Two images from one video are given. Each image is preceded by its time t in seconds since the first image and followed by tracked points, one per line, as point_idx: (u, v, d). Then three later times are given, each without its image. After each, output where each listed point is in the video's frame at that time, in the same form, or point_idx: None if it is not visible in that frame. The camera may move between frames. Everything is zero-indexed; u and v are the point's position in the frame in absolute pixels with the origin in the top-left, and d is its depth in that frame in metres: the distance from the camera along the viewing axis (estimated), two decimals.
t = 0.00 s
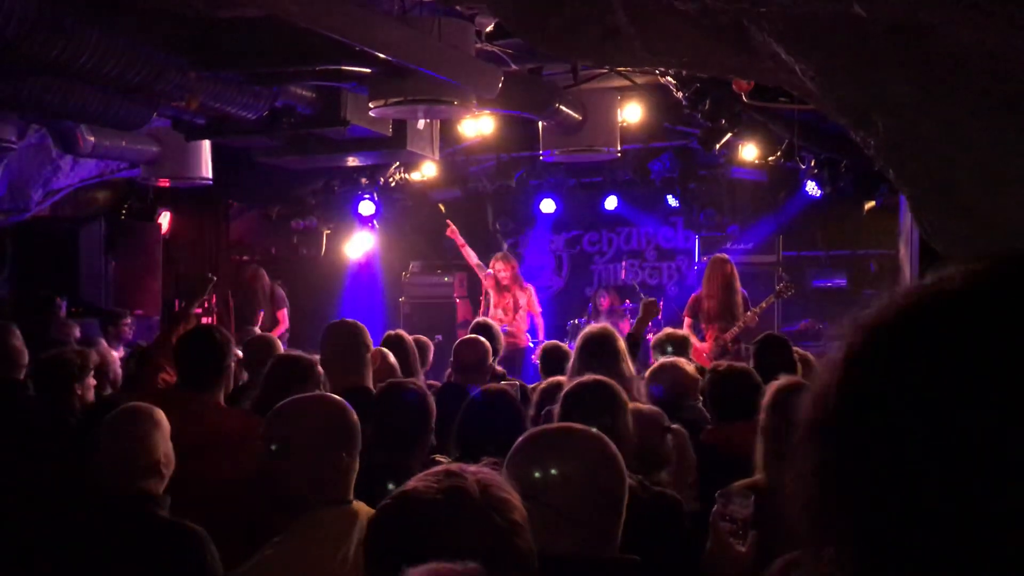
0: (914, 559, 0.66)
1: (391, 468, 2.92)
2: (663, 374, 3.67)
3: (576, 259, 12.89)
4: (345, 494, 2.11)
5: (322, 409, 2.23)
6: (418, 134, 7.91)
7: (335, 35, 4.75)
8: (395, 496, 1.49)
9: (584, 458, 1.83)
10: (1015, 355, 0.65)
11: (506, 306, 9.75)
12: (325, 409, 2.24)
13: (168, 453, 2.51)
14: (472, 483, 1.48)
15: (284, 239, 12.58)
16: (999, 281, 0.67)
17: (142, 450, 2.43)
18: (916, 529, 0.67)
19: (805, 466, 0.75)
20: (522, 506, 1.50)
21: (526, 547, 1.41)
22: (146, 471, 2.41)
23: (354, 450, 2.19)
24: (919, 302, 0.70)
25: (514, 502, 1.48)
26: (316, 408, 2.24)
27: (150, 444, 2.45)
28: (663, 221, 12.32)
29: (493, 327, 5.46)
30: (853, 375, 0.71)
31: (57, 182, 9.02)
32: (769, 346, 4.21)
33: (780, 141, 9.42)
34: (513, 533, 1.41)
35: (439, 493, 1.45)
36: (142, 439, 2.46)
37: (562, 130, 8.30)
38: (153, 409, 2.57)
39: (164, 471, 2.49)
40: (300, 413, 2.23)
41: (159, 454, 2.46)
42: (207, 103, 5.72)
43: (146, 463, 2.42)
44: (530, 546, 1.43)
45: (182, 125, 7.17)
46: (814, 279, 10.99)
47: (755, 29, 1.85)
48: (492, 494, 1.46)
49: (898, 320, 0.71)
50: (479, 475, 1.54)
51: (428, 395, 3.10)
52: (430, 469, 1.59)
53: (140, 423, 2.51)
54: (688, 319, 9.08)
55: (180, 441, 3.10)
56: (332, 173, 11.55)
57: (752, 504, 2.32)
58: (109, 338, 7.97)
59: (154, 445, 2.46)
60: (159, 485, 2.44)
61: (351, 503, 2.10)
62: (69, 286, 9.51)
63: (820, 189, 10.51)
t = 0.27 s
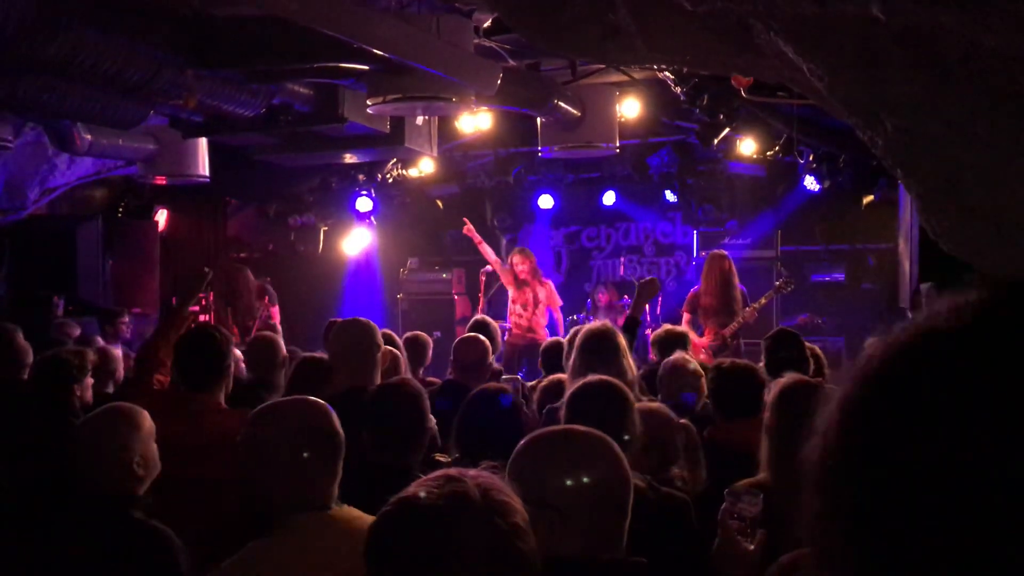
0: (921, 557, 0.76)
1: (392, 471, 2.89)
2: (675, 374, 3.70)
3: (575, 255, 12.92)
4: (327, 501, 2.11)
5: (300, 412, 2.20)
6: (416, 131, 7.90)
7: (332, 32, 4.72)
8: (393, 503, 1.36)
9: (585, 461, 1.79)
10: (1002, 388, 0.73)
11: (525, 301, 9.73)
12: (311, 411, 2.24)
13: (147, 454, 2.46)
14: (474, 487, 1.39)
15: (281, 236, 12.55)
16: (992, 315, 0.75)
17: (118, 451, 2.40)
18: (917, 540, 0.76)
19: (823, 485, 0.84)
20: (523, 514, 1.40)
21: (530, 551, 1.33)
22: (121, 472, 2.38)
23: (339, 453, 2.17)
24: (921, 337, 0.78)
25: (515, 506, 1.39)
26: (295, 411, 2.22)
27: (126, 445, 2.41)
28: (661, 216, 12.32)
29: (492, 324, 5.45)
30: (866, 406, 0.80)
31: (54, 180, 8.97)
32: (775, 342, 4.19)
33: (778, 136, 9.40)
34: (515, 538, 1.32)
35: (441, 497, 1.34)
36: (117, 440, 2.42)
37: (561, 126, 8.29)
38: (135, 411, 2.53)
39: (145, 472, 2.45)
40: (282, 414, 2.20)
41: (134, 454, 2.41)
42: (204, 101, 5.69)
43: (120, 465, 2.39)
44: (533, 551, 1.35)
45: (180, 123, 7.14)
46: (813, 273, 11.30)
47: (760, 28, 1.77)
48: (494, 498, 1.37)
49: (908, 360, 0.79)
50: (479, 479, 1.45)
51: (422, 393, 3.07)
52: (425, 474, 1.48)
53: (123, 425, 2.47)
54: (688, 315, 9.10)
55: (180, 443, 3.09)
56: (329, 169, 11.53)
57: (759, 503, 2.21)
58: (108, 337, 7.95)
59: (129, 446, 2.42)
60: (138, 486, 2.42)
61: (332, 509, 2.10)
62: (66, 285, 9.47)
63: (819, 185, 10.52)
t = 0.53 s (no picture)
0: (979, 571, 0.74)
1: (389, 468, 2.89)
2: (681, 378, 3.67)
3: (573, 251, 12.93)
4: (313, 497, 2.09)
5: (287, 411, 2.20)
6: (414, 127, 7.90)
7: (330, 30, 4.72)
8: (384, 503, 1.36)
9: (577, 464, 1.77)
10: (1012, 387, 0.72)
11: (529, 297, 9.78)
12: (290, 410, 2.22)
13: (134, 453, 2.51)
14: (464, 485, 1.38)
15: (279, 232, 12.55)
16: None
17: (107, 448, 2.44)
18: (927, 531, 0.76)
19: (850, 488, 0.86)
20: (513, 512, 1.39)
21: (521, 549, 1.32)
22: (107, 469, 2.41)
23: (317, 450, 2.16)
24: (962, 338, 0.77)
25: (505, 504, 1.38)
26: (278, 408, 2.22)
27: (115, 443, 2.46)
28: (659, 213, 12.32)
29: (489, 322, 5.45)
30: (883, 401, 0.82)
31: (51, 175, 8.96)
32: (780, 340, 4.21)
33: (776, 133, 9.41)
34: (507, 535, 1.31)
35: (433, 497, 1.34)
36: (108, 439, 2.46)
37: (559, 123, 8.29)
38: (123, 412, 2.57)
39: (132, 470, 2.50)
40: (269, 411, 2.21)
41: (122, 453, 2.46)
42: (201, 98, 5.68)
43: (106, 462, 2.42)
44: (524, 548, 1.34)
45: (177, 119, 7.13)
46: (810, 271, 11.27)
47: (758, 28, 1.72)
48: (484, 496, 1.36)
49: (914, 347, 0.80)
50: (471, 478, 1.44)
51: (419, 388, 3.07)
52: (416, 474, 1.48)
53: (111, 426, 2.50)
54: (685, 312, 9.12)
55: (179, 441, 3.09)
56: (326, 165, 11.54)
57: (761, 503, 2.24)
58: (106, 332, 7.94)
59: (117, 445, 2.47)
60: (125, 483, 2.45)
61: (317, 505, 2.09)
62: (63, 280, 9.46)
63: (817, 182, 10.51)
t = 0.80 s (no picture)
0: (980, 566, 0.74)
1: (391, 466, 2.89)
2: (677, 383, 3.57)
3: (576, 249, 12.91)
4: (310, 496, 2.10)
5: (288, 412, 2.20)
6: (416, 126, 7.91)
7: (333, 28, 4.73)
8: (385, 502, 1.32)
9: (575, 468, 1.76)
10: (1012, 388, 0.73)
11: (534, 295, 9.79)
12: (289, 409, 2.23)
13: (147, 454, 2.47)
14: (463, 484, 1.36)
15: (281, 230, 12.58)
16: None
17: (116, 450, 2.40)
18: (945, 539, 0.77)
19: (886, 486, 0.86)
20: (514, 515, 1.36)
21: (519, 547, 1.29)
22: (119, 471, 2.38)
23: (313, 450, 2.17)
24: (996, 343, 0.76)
25: (504, 503, 1.36)
26: (277, 407, 2.21)
27: (123, 445, 2.41)
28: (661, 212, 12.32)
29: (492, 321, 5.45)
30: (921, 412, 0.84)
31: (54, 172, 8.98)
32: (784, 339, 4.21)
33: (778, 132, 9.41)
34: (506, 533, 1.29)
35: (433, 495, 1.31)
36: (115, 440, 2.42)
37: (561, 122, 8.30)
38: (133, 411, 2.52)
39: (146, 470, 2.46)
40: (269, 408, 2.20)
41: (133, 454, 2.42)
42: (204, 95, 5.69)
43: (117, 463, 2.39)
44: (522, 547, 1.32)
45: (180, 116, 7.14)
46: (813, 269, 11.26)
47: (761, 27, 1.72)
48: (483, 494, 1.34)
49: (947, 363, 0.82)
50: (470, 477, 1.42)
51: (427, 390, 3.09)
52: (415, 472, 1.45)
53: (118, 424, 2.46)
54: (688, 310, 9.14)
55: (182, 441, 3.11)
56: (329, 163, 11.58)
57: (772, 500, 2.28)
58: (108, 330, 7.95)
59: (126, 447, 2.42)
60: (140, 483, 2.42)
61: (313, 503, 2.10)
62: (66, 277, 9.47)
63: (820, 180, 10.48)
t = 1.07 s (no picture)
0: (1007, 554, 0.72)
1: (399, 463, 2.91)
2: (683, 378, 3.41)
3: (583, 247, 12.84)
4: (312, 490, 2.12)
5: (284, 415, 2.17)
6: (425, 122, 7.92)
7: (344, 25, 4.74)
8: (386, 500, 1.30)
9: (572, 472, 1.71)
10: None
11: (545, 294, 9.84)
12: (285, 404, 2.21)
13: (184, 447, 2.56)
14: (467, 480, 1.33)
15: (289, 226, 12.60)
16: None
17: (158, 445, 2.48)
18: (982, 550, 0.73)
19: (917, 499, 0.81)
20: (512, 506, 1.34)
21: (522, 543, 1.27)
22: (164, 465, 2.47)
23: (312, 446, 2.18)
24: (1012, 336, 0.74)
25: (509, 499, 1.33)
26: (271, 408, 2.18)
27: (164, 439, 2.49)
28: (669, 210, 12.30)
29: (499, 318, 5.45)
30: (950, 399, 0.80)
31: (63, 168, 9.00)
32: (793, 339, 4.20)
33: (787, 130, 9.38)
34: (509, 529, 1.27)
35: (434, 494, 1.28)
36: (155, 435, 2.49)
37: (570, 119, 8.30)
38: (165, 404, 2.58)
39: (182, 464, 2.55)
40: (264, 409, 2.17)
41: (175, 448, 2.51)
42: (214, 92, 5.70)
43: (161, 458, 2.48)
44: (526, 542, 1.29)
45: (189, 112, 7.16)
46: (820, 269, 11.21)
47: (774, 27, 1.75)
48: (487, 491, 1.31)
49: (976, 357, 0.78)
50: (474, 473, 1.38)
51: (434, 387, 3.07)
52: (418, 469, 1.42)
53: (150, 421, 2.51)
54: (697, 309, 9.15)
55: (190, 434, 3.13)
56: (337, 160, 11.62)
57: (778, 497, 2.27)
58: (117, 324, 7.98)
59: (168, 440, 2.50)
60: (177, 477, 2.51)
61: (315, 501, 2.11)
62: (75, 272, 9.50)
63: (828, 180, 10.35)
